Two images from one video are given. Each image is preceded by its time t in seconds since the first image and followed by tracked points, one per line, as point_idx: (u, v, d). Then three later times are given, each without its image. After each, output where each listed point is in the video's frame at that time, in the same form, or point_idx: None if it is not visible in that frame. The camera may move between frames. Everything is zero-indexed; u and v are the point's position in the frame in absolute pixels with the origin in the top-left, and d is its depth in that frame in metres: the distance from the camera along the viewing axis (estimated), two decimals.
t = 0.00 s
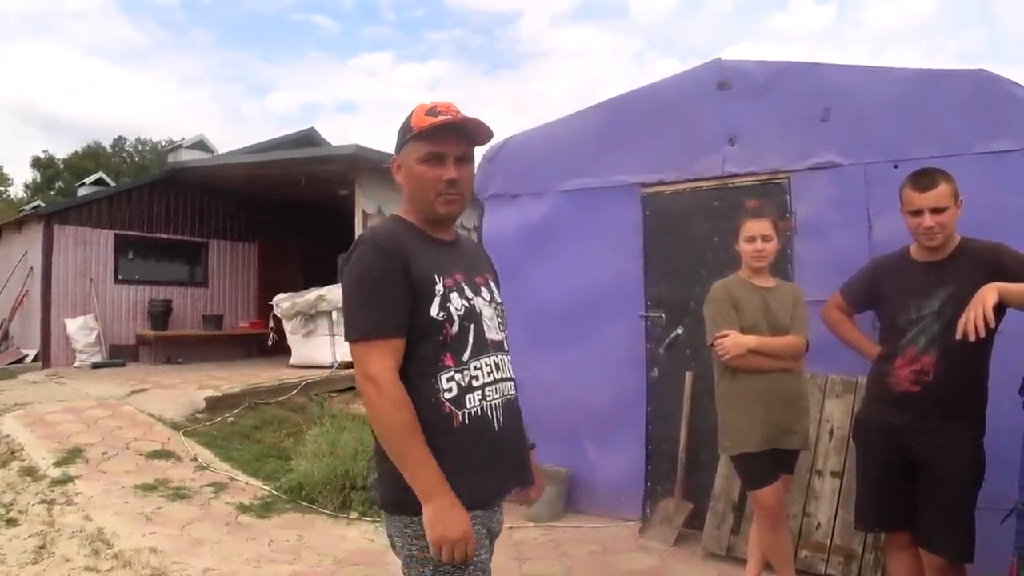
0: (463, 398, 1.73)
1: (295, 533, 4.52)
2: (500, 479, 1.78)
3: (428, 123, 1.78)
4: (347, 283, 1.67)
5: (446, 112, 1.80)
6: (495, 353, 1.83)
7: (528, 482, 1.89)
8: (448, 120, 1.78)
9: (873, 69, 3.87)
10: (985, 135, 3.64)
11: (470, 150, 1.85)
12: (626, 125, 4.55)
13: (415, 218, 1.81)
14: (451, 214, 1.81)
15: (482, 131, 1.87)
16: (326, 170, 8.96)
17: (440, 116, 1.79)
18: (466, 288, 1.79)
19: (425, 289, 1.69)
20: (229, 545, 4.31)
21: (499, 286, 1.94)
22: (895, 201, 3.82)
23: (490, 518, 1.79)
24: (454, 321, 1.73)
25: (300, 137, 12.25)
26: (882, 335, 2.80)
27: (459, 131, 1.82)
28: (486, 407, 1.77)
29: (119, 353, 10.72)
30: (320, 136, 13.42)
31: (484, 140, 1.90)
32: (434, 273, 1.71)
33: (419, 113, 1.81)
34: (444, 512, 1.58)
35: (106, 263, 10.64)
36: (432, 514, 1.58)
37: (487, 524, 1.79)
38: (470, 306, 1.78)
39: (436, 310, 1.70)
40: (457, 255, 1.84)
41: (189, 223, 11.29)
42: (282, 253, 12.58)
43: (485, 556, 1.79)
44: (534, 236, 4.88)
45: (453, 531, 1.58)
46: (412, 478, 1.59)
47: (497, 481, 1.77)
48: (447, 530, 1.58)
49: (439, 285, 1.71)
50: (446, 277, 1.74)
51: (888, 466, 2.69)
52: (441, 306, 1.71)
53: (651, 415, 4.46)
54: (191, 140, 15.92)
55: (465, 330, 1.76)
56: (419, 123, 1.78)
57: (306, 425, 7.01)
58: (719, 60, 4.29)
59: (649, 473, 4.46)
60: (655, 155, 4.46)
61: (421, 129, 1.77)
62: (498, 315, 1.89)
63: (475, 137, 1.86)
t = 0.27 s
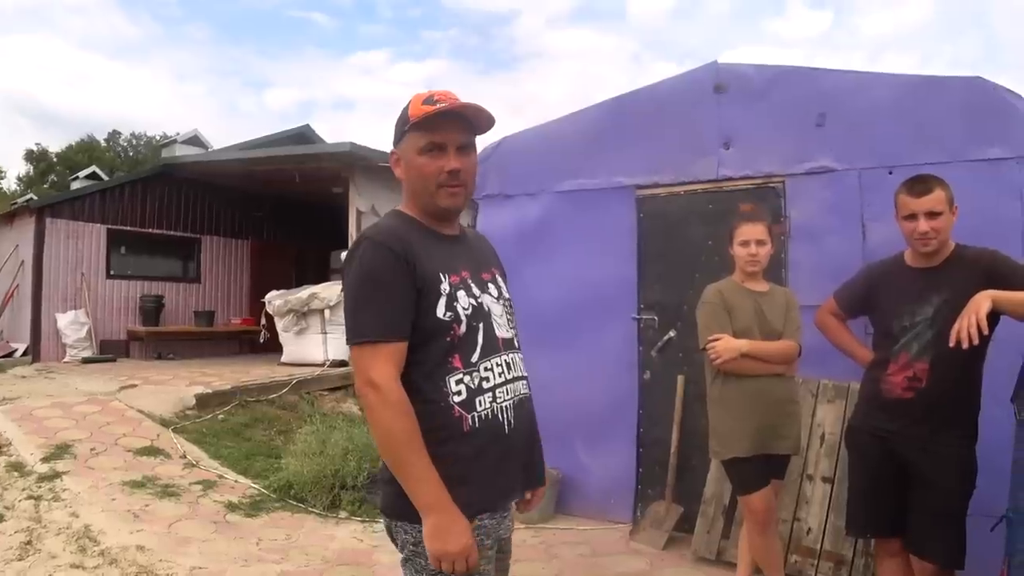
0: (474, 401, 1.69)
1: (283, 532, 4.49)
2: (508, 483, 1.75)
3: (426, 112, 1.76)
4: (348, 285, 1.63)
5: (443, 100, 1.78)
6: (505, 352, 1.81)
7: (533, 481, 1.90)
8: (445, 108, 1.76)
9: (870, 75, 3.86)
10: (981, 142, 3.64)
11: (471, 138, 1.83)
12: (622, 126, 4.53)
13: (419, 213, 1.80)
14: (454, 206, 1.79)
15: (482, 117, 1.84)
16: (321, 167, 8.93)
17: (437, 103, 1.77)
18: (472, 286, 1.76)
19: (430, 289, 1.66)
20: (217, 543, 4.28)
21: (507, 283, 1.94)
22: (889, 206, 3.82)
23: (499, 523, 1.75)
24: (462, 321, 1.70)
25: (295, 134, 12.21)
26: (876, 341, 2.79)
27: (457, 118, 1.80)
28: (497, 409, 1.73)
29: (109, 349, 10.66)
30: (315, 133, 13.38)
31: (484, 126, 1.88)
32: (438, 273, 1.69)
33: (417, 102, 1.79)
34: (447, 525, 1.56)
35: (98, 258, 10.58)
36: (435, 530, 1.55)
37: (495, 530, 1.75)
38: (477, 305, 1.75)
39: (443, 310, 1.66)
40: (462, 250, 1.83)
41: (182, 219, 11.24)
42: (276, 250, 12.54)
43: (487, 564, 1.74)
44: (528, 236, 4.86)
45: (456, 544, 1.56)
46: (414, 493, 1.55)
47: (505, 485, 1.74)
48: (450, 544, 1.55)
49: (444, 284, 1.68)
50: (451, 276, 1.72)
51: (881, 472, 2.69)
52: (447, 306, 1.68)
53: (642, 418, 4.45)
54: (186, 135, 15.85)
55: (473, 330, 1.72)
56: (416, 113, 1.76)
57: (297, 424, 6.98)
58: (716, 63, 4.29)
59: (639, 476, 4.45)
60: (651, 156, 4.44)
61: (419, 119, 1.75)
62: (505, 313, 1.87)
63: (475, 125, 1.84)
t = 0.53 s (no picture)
0: (464, 402, 1.67)
1: (272, 527, 4.47)
2: (500, 487, 1.71)
3: (424, 100, 1.74)
4: (338, 279, 1.60)
5: (443, 88, 1.75)
6: (500, 351, 1.78)
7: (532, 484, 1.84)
8: (444, 96, 1.73)
9: (864, 71, 3.86)
10: (973, 140, 3.64)
11: (471, 128, 1.80)
12: (615, 121, 4.52)
13: (415, 205, 1.76)
14: (453, 197, 1.75)
15: (483, 107, 1.81)
16: (313, 160, 8.88)
17: (436, 91, 1.74)
18: (468, 283, 1.72)
19: (421, 289, 1.62)
20: (205, 537, 4.25)
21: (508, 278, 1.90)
22: (881, 203, 3.82)
23: (493, 524, 1.71)
24: (453, 321, 1.67)
25: (287, 127, 12.15)
26: (867, 338, 2.79)
27: (457, 107, 1.77)
28: (489, 410, 1.71)
29: (99, 341, 10.60)
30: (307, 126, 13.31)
31: (486, 117, 1.85)
32: (430, 271, 1.65)
33: (415, 91, 1.77)
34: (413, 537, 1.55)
35: (87, 250, 10.50)
36: (402, 541, 1.54)
37: (488, 531, 1.70)
38: (471, 303, 1.71)
39: (433, 310, 1.63)
40: (461, 244, 1.79)
41: (173, 211, 11.18)
42: (267, 243, 12.47)
43: (476, 567, 1.70)
44: (519, 229, 4.83)
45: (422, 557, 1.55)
46: (385, 500, 1.54)
47: (496, 489, 1.70)
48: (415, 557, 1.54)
49: (435, 283, 1.65)
50: (444, 274, 1.68)
51: (871, 469, 2.68)
52: (438, 306, 1.64)
53: (633, 414, 4.44)
54: (177, 127, 15.75)
55: (465, 330, 1.69)
56: (414, 101, 1.74)
57: (287, 417, 6.95)
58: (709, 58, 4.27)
59: (629, 471, 4.45)
60: (644, 151, 4.43)
61: (417, 107, 1.73)
62: (504, 309, 1.84)
63: (476, 115, 1.81)
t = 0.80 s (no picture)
0: (452, 397, 1.65)
1: (258, 522, 4.45)
2: (487, 485, 1.69)
3: (422, 94, 1.73)
4: (328, 272, 1.60)
5: (440, 82, 1.74)
6: (495, 347, 1.75)
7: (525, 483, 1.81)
8: (439, 89, 1.72)
9: (850, 68, 3.87)
10: (959, 137, 3.67)
11: (469, 123, 1.79)
12: (604, 117, 4.51)
13: (413, 200, 1.75)
14: (450, 192, 1.74)
15: (480, 101, 1.80)
16: (299, 154, 8.84)
17: (431, 85, 1.73)
18: (461, 278, 1.70)
19: (409, 283, 1.61)
20: (191, 533, 4.23)
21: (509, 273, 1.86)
22: (867, 200, 3.84)
23: (481, 525, 1.70)
24: (442, 316, 1.65)
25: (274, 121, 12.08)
26: (852, 334, 2.80)
27: (455, 101, 1.75)
28: (477, 406, 1.68)
29: (84, 337, 10.52)
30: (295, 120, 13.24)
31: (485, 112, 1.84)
32: (419, 265, 1.64)
33: (411, 85, 1.76)
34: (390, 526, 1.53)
35: (72, 245, 10.41)
36: (380, 530, 1.53)
37: (473, 531, 1.69)
38: (463, 297, 1.69)
39: (420, 304, 1.62)
40: (460, 239, 1.77)
41: (159, 205, 11.09)
42: (254, 238, 12.41)
43: (459, 565, 1.69)
44: (507, 224, 4.82)
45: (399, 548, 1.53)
46: (363, 491, 1.53)
47: (482, 487, 1.68)
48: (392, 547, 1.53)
49: (423, 277, 1.63)
50: (435, 268, 1.66)
51: (855, 464, 2.70)
52: (426, 300, 1.63)
53: (619, 409, 4.45)
54: (163, 121, 15.62)
55: (455, 325, 1.67)
56: (412, 94, 1.73)
57: (273, 413, 6.93)
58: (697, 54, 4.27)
59: (616, 466, 4.46)
60: (632, 146, 4.43)
61: (413, 101, 1.72)
62: (503, 305, 1.80)
63: (474, 109, 1.79)
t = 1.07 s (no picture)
0: (446, 379, 1.62)
1: (240, 511, 4.43)
2: (479, 471, 1.66)
3: (427, 81, 1.72)
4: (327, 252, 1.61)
5: (446, 70, 1.73)
6: (493, 333, 1.71)
7: (523, 473, 1.78)
8: (444, 77, 1.71)
9: (837, 64, 3.89)
10: (944, 134, 3.69)
11: (474, 111, 1.78)
12: (591, 108, 4.51)
13: (417, 186, 1.75)
14: (452, 178, 1.73)
15: (486, 88, 1.78)
16: (285, 142, 8.77)
17: (437, 73, 1.72)
18: (460, 261, 1.69)
19: (406, 262, 1.61)
20: (173, 521, 4.21)
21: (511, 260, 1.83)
22: (852, 195, 3.87)
23: (474, 515, 1.68)
24: (438, 295, 1.64)
25: (260, 109, 11.99)
26: (834, 328, 2.82)
27: (460, 89, 1.74)
28: (472, 390, 1.65)
29: (65, 324, 10.42)
30: (280, 108, 13.15)
31: (491, 100, 1.83)
32: (417, 245, 1.64)
33: (418, 73, 1.76)
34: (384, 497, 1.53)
35: (54, 231, 10.29)
36: (375, 503, 1.53)
37: (466, 521, 1.68)
38: (461, 280, 1.67)
39: (416, 284, 1.62)
40: (462, 225, 1.76)
41: (142, 192, 10.99)
42: (239, 226, 12.32)
43: (447, 556, 1.67)
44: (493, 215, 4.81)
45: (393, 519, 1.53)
46: (357, 464, 1.53)
47: (474, 473, 1.65)
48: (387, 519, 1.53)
49: (420, 257, 1.63)
50: (433, 249, 1.66)
51: (837, 456, 2.72)
52: (422, 279, 1.62)
53: (603, 401, 4.46)
54: (147, 107, 15.47)
55: (451, 306, 1.65)
56: (418, 81, 1.73)
57: (256, 402, 6.90)
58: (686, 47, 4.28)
59: (599, 458, 4.48)
60: (619, 139, 4.43)
61: (419, 88, 1.72)
62: (503, 293, 1.77)
63: (479, 97, 1.78)
